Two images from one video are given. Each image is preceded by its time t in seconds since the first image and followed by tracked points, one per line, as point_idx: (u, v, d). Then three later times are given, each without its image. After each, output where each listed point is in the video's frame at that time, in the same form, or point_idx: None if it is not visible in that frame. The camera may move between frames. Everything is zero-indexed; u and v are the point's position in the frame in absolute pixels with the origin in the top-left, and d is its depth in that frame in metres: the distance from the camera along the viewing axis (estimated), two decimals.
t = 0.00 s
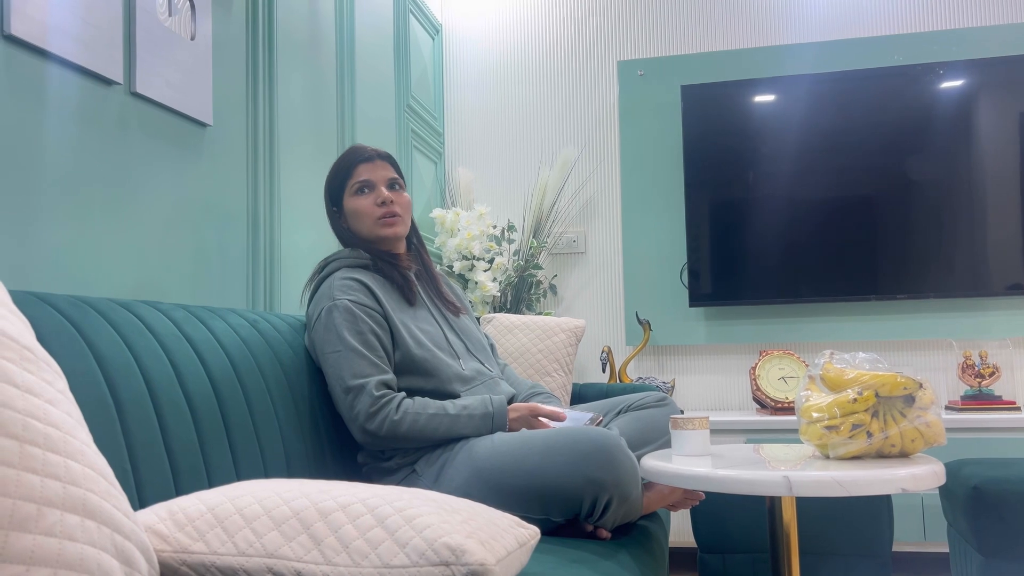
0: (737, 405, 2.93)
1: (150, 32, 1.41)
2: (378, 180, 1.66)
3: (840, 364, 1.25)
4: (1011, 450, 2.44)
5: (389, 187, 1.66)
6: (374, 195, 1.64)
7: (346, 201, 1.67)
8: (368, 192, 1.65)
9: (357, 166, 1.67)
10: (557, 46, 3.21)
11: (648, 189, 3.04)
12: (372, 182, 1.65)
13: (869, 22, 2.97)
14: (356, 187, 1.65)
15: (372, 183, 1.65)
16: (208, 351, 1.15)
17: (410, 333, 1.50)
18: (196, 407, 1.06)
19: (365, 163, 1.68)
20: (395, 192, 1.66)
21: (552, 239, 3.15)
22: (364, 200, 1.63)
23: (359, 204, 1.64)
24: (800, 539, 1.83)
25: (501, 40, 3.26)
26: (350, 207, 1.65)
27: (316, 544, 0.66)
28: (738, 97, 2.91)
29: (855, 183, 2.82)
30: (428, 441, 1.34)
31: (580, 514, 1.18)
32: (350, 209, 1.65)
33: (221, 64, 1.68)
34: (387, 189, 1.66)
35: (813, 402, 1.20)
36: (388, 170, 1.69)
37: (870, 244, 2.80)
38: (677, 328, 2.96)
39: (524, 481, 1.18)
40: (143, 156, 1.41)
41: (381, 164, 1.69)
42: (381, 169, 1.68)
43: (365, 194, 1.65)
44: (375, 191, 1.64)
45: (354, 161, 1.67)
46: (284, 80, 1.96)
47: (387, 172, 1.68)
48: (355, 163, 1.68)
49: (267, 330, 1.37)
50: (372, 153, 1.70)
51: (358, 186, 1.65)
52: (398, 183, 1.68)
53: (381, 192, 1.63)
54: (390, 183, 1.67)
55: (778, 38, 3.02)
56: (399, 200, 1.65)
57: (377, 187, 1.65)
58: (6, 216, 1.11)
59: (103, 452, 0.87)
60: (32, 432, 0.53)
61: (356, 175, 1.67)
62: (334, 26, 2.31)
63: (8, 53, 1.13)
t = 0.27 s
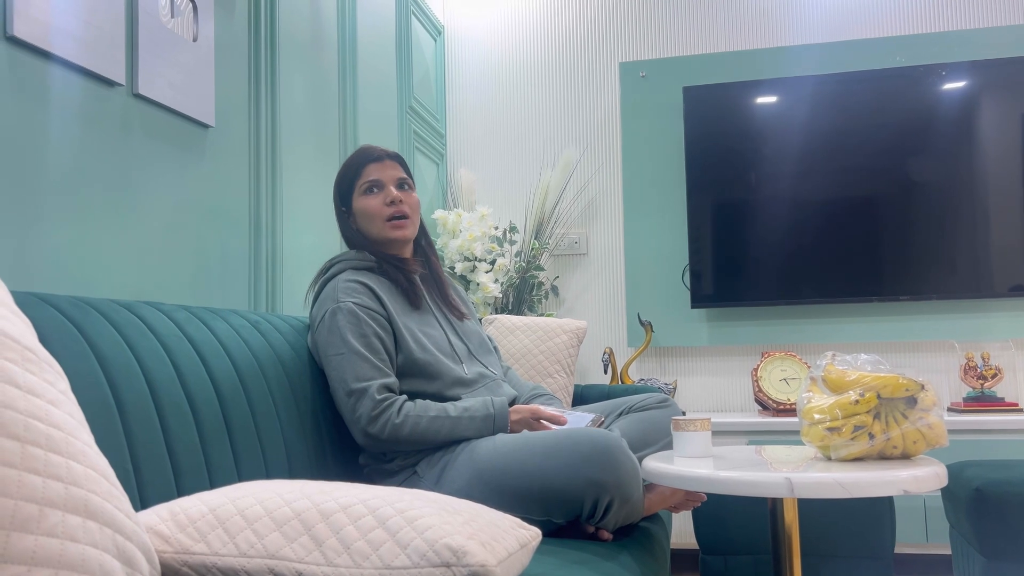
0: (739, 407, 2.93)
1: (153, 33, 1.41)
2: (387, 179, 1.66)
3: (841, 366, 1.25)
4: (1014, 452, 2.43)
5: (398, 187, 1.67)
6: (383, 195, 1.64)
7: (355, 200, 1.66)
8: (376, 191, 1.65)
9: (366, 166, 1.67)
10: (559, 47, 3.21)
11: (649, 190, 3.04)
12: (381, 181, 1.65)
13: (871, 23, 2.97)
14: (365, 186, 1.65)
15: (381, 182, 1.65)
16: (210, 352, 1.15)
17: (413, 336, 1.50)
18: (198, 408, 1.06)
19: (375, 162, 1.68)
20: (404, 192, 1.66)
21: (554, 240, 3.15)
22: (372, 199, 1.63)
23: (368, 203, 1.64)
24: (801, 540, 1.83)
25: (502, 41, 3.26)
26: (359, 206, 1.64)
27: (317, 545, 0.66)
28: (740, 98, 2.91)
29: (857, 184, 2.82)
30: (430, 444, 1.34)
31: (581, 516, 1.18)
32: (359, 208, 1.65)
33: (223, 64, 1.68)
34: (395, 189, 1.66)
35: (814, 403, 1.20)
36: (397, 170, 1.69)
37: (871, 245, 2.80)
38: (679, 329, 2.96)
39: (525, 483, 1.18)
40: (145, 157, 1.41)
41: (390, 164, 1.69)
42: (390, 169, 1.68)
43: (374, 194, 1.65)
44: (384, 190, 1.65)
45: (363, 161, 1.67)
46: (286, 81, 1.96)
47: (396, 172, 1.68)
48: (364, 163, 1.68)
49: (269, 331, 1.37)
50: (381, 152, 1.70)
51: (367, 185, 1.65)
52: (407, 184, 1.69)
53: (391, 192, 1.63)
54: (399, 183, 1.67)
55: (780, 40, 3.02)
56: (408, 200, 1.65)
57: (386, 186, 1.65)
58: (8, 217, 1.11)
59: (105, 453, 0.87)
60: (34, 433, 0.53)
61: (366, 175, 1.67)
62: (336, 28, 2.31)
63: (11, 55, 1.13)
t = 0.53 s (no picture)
0: (740, 409, 2.93)
1: (154, 35, 1.42)
2: (381, 183, 1.66)
3: (842, 368, 1.25)
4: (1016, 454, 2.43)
5: (392, 190, 1.66)
6: (377, 200, 1.64)
7: (350, 205, 1.66)
8: (370, 196, 1.65)
9: (360, 170, 1.67)
10: (560, 49, 3.21)
11: (651, 192, 3.04)
12: (375, 186, 1.65)
13: (872, 25, 2.97)
14: (359, 191, 1.65)
15: (375, 187, 1.65)
16: (211, 354, 1.15)
17: (413, 336, 1.50)
18: (198, 410, 1.07)
19: (369, 166, 1.68)
20: (399, 196, 1.66)
21: (555, 242, 3.14)
22: (366, 204, 1.63)
23: (362, 208, 1.64)
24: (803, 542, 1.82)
25: (504, 43, 3.27)
26: (354, 211, 1.64)
27: (317, 548, 0.66)
28: (742, 100, 2.91)
29: (859, 186, 2.81)
30: (431, 445, 1.34)
31: (582, 518, 1.18)
32: (353, 213, 1.65)
33: (225, 67, 1.68)
34: (389, 193, 1.66)
35: (815, 405, 1.20)
36: (391, 174, 1.68)
37: (873, 247, 2.80)
38: (681, 331, 2.95)
39: (526, 484, 1.18)
40: (146, 160, 1.41)
41: (384, 167, 1.68)
42: (382, 172, 1.68)
43: (368, 199, 1.65)
44: (378, 195, 1.64)
45: (357, 165, 1.67)
46: (287, 83, 1.96)
47: (390, 175, 1.68)
48: (357, 167, 1.68)
49: (270, 333, 1.37)
50: (373, 156, 1.69)
51: (361, 190, 1.65)
52: (401, 187, 1.68)
53: (384, 197, 1.63)
54: (393, 187, 1.67)
55: (781, 41, 3.02)
56: (402, 204, 1.65)
57: (380, 191, 1.65)
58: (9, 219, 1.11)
59: (106, 456, 0.87)
60: (34, 435, 0.53)
61: (359, 179, 1.66)
62: (337, 30, 2.32)
63: (12, 58, 1.13)
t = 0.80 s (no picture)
0: (742, 410, 2.92)
1: (156, 38, 1.42)
2: (386, 188, 1.66)
3: (844, 370, 1.25)
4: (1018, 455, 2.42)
5: (396, 195, 1.66)
6: (381, 204, 1.64)
7: (353, 207, 1.67)
8: (374, 200, 1.65)
9: (365, 172, 1.67)
10: (561, 51, 3.21)
11: (652, 194, 3.04)
12: (379, 190, 1.65)
13: (874, 27, 2.96)
14: (363, 195, 1.65)
15: (379, 191, 1.65)
16: (213, 356, 1.15)
17: (414, 338, 1.50)
18: (200, 412, 1.07)
19: (373, 169, 1.68)
20: (403, 200, 1.66)
21: (556, 244, 3.14)
22: (370, 208, 1.63)
23: (365, 212, 1.64)
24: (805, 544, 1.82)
25: (505, 45, 3.27)
26: (357, 214, 1.65)
27: (318, 550, 0.66)
28: (743, 101, 2.91)
29: (860, 187, 2.81)
30: (432, 446, 1.34)
31: (583, 520, 1.18)
32: (356, 216, 1.65)
33: (226, 69, 1.68)
34: (393, 197, 1.66)
35: (817, 407, 1.20)
36: (396, 178, 1.68)
37: (875, 248, 2.79)
38: (682, 332, 2.95)
39: (527, 486, 1.18)
40: (148, 162, 1.41)
41: (389, 171, 1.68)
42: (387, 176, 1.68)
43: (372, 202, 1.65)
44: (382, 199, 1.64)
45: (361, 168, 1.67)
46: (289, 85, 1.97)
47: (395, 179, 1.68)
48: (362, 170, 1.68)
49: (272, 334, 1.37)
50: (379, 159, 1.69)
51: (365, 194, 1.65)
52: (406, 191, 1.68)
53: (388, 201, 1.63)
54: (398, 191, 1.67)
55: (782, 43, 3.02)
56: (405, 208, 1.65)
57: (384, 195, 1.65)
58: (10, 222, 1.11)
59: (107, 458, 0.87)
60: (36, 438, 0.53)
61: (364, 182, 1.67)
62: (338, 32, 2.32)
63: (14, 62, 1.14)
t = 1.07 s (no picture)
0: (745, 410, 2.92)
1: (159, 39, 1.42)
2: (390, 189, 1.66)
3: (847, 370, 1.25)
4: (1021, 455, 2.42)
5: (400, 196, 1.67)
6: (385, 205, 1.64)
7: (357, 208, 1.67)
8: (378, 200, 1.65)
9: (369, 173, 1.67)
10: (563, 51, 3.22)
11: (654, 194, 3.03)
12: (383, 191, 1.65)
13: (875, 27, 2.96)
14: (367, 195, 1.65)
15: (383, 192, 1.65)
16: (216, 357, 1.16)
17: (417, 340, 1.50)
18: (203, 413, 1.07)
19: (378, 170, 1.67)
20: (407, 202, 1.66)
21: (558, 244, 3.14)
22: (374, 208, 1.64)
23: (369, 212, 1.64)
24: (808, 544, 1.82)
25: (507, 46, 3.27)
26: (361, 215, 1.65)
27: (322, 550, 0.66)
28: (745, 101, 2.90)
29: (863, 187, 2.81)
30: (435, 447, 1.34)
31: (586, 520, 1.18)
32: (360, 216, 1.65)
33: (228, 71, 1.69)
34: (397, 199, 1.66)
35: (820, 407, 1.20)
36: (400, 179, 1.68)
37: (877, 248, 2.79)
38: (684, 332, 2.95)
39: (530, 487, 1.18)
40: (151, 164, 1.42)
41: (393, 172, 1.68)
42: (392, 178, 1.68)
43: (375, 203, 1.65)
44: (387, 200, 1.65)
45: (365, 169, 1.67)
46: (291, 86, 1.97)
47: (399, 181, 1.68)
48: (366, 170, 1.68)
49: (274, 335, 1.37)
50: (384, 160, 1.69)
51: (369, 194, 1.65)
52: (410, 193, 1.69)
53: (393, 202, 1.63)
54: (402, 193, 1.67)
55: (784, 43, 3.01)
56: (409, 210, 1.66)
57: (388, 196, 1.65)
58: (13, 223, 1.12)
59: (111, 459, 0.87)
60: (40, 439, 0.53)
61: (368, 183, 1.67)
62: (340, 33, 2.32)
63: (17, 63, 1.14)
